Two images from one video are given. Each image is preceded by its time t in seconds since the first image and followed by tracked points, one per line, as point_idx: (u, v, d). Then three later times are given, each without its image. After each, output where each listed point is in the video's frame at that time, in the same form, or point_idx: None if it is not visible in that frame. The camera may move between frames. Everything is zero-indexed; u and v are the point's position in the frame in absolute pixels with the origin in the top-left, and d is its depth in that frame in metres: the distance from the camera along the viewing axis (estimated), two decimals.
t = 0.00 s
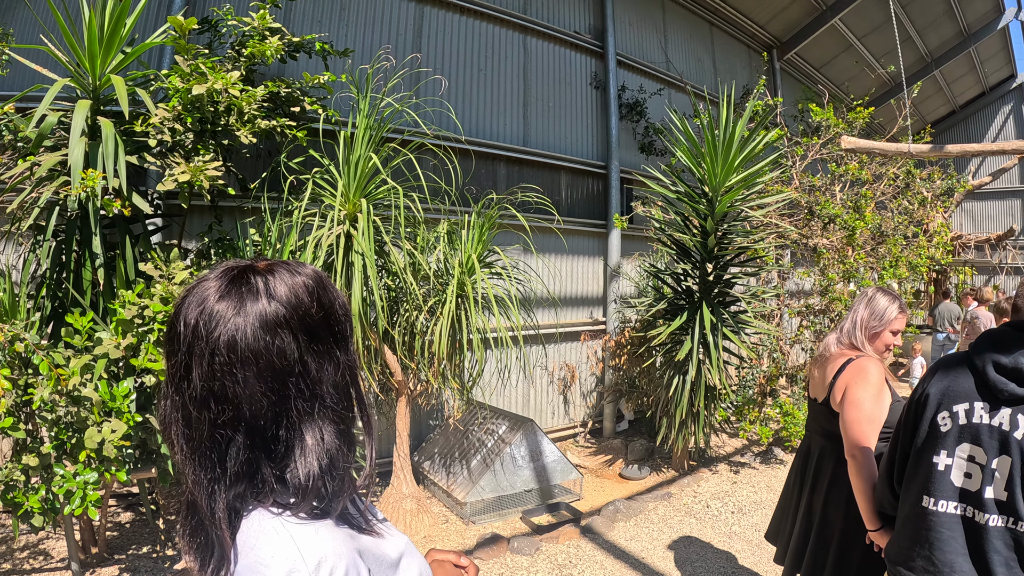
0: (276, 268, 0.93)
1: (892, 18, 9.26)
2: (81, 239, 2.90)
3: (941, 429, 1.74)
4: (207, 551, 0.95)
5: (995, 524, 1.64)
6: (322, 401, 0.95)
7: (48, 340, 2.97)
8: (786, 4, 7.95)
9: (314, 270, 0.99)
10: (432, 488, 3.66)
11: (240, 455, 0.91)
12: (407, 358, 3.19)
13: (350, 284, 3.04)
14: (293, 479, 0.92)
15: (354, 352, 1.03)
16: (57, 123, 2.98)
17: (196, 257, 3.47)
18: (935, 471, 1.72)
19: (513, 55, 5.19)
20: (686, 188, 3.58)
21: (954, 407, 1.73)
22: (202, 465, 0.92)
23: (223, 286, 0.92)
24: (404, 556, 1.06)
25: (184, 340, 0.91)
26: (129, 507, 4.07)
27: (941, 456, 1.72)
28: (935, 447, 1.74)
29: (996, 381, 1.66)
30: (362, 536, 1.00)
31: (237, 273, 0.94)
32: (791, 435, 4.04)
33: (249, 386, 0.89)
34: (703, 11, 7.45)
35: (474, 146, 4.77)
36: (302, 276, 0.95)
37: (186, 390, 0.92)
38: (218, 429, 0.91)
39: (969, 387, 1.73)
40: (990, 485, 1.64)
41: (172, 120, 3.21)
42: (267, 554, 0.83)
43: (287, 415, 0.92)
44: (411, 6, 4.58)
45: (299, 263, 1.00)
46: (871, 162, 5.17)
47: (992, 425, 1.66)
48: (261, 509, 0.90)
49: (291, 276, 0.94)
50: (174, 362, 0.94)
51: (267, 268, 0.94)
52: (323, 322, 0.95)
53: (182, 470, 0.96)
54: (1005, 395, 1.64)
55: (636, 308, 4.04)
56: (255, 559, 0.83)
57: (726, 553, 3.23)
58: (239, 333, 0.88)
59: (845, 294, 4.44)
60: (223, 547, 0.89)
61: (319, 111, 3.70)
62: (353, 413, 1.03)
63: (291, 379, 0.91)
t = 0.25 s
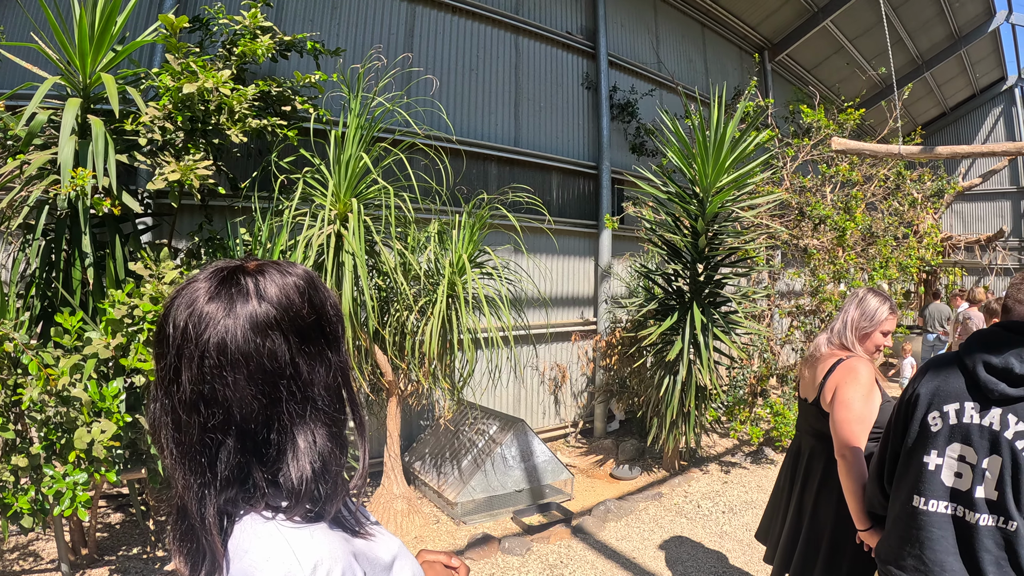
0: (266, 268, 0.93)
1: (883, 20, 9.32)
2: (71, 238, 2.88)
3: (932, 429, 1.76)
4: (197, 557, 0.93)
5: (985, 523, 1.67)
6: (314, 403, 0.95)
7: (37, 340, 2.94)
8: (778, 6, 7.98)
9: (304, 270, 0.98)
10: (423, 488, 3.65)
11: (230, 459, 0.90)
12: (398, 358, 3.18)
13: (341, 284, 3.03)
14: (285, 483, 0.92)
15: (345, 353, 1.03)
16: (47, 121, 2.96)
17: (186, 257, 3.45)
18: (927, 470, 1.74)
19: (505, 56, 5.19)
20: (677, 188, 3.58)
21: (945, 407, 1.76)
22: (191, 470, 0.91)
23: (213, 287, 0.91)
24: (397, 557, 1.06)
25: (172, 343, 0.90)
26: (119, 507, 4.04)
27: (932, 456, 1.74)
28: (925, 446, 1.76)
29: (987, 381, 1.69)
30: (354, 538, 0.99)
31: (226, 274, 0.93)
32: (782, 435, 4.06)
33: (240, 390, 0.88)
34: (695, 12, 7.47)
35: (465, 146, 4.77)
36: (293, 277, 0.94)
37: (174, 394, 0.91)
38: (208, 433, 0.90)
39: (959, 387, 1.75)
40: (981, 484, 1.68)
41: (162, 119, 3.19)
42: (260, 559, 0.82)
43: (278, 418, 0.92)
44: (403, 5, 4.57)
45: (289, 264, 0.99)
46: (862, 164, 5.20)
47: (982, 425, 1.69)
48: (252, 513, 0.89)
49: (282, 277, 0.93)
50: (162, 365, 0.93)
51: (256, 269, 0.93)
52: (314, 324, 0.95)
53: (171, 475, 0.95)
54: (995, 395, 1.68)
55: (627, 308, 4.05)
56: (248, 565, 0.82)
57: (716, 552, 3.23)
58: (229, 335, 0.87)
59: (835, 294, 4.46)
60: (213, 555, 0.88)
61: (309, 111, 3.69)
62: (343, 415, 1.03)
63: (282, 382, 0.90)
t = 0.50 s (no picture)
0: (257, 269, 0.92)
1: (875, 22, 9.37)
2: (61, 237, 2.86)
3: (923, 429, 1.77)
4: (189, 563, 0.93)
5: (976, 522, 1.68)
6: (306, 405, 0.95)
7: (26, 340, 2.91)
8: (770, 7, 8.01)
9: (296, 271, 0.97)
10: (414, 489, 3.64)
11: (221, 463, 0.90)
12: (389, 358, 3.18)
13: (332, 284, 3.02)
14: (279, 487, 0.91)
15: (338, 354, 1.02)
16: (37, 119, 2.94)
17: (177, 256, 3.43)
18: (917, 470, 1.76)
19: (497, 56, 5.19)
20: (668, 189, 3.59)
21: (936, 407, 1.76)
22: (183, 475, 0.91)
23: (203, 289, 0.90)
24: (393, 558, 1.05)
25: (162, 346, 0.90)
26: (110, 508, 4.01)
27: (923, 456, 1.75)
28: (916, 447, 1.77)
29: (978, 382, 1.70)
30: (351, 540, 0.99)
31: (216, 275, 0.92)
32: (772, 435, 4.07)
33: (232, 393, 0.88)
34: (687, 13, 7.49)
35: (457, 146, 4.77)
36: (284, 277, 0.93)
37: (165, 398, 0.91)
38: (199, 437, 0.90)
39: (949, 387, 1.76)
40: (972, 484, 1.68)
41: (153, 117, 3.17)
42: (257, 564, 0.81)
43: (270, 421, 0.91)
44: (396, 5, 4.56)
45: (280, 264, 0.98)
46: (853, 165, 5.21)
47: (972, 425, 1.70)
48: (245, 518, 0.89)
49: (273, 278, 0.93)
50: (152, 368, 0.92)
51: (247, 270, 0.93)
52: (306, 324, 0.94)
53: (162, 480, 0.94)
54: (986, 395, 1.69)
55: (618, 309, 4.05)
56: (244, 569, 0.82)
57: (708, 552, 3.24)
58: (220, 338, 0.87)
59: (826, 295, 4.48)
60: (206, 560, 0.88)
61: (301, 110, 3.67)
62: (337, 417, 1.02)
63: (274, 384, 0.90)
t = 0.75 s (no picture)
0: (248, 269, 0.91)
1: (865, 25, 9.42)
2: (49, 236, 2.83)
3: (911, 429, 1.79)
4: (179, 568, 0.92)
5: (965, 522, 1.69)
6: (298, 407, 0.94)
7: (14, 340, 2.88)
8: (760, 9, 8.05)
9: (288, 271, 0.97)
10: (404, 489, 3.63)
11: (212, 467, 0.89)
12: (378, 358, 3.17)
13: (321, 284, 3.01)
14: (270, 490, 0.91)
15: (330, 355, 1.02)
16: (26, 117, 2.91)
17: (165, 256, 3.41)
18: (906, 470, 1.78)
19: (487, 56, 5.18)
20: (658, 189, 3.59)
21: (924, 407, 1.78)
22: (173, 479, 0.90)
23: (193, 289, 0.90)
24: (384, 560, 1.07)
25: (152, 348, 0.89)
26: (98, 510, 3.97)
27: (911, 456, 1.77)
28: (905, 446, 1.79)
29: (966, 382, 1.71)
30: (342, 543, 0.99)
31: (206, 275, 0.92)
32: (762, 435, 4.09)
33: (222, 395, 0.87)
34: (678, 14, 7.51)
35: (447, 146, 4.76)
36: (275, 278, 0.92)
37: (155, 400, 0.90)
38: (189, 440, 0.89)
39: (938, 387, 1.78)
40: (960, 483, 1.69)
41: (142, 116, 3.15)
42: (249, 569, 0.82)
43: (261, 424, 0.90)
44: (386, 4, 4.54)
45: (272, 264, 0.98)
46: (843, 166, 5.25)
47: (961, 425, 1.71)
48: (237, 523, 0.88)
49: (264, 278, 0.92)
50: (142, 371, 0.92)
51: (238, 270, 0.92)
52: (298, 325, 0.93)
53: (152, 484, 0.94)
54: (974, 395, 1.70)
55: (607, 309, 4.06)
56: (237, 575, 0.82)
57: (697, 552, 3.25)
58: (210, 339, 0.86)
59: (816, 296, 4.50)
60: (197, 565, 0.87)
61: (290, 109, 3.66)
62: (330, 419, 1.01)
63: (266, 386, 0.89)
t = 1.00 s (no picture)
0: (238, 268, 0.91)
1: (856, 26, 9.48)
2: (38, 235, 2.80)
3: (902, 429, 1.80)
4: (171, 571, 0.91)
5: (954, 520, 1.71)
6: (290, 408, 0.93)
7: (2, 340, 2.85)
8: (751, 10, 8.08)
9: (279, 270, 0.96)
10: (394, 489, 3.62)
11: (203, 469, 0.88)
12: (368, 358, 3.16)
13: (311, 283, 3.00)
14: (262, 491, 0.90)
15: (323, 355, 1.01)
16: (15, 115, 2.89)
17: (155, 256, 3.39)
18: (896, 469, 1.79)
19: (478, 56, 5.18)
20: (648, 190, 3.60)
21: (914, 407, 1.80)
22: (163, 481, 0.89)
23: (183, 289, 0.89)
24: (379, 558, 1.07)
25: (142, 349, 0.88)
26: (88, 510, 3.94)
27: (901, 455, 1.79)
28: (894, 446, 1.81)
29: (956, 382, 1.73)
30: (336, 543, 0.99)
31: (197, 275, 0.91)
32: (752, 435, 4.11)
33: (213, 397, 0.86)
34: (670, 15, 7.53)
35: (437, 146, 4.76)
36: (266, 277, 0.92)
37: (145, 402, 0.89)
38: (179, 442, 0.88)
39: (928, 387, 1.80)
40: (950, 483, 1.71)
41: (132, 114, 3.12)
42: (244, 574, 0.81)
43: (252, 426, 0.89)
44: (377, 3, 4.53)
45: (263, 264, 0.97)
46: (833, 167, 5.27)
47: (950, 425, 1.73)
48: (229, 526, 0.88)
49: (254, 278, 0.91)
50: (132, 372, 0.91)
51: (228, 270, 0.91)
52: (289, 325, 0.93)
53: (142, 487, 0.93)
54: (964, 395, 1.72)
55: (598, 309, 4.07)
56: None
57: (688, 551, 3.26)
58: (200, 339, 0.86)
59: (806, 296, 4.52)
60: (188, 567, 0.86)
61: (281, 108, 3.64)
62: (322, 420, 1.00)
63: (256, 387, 0.88)
